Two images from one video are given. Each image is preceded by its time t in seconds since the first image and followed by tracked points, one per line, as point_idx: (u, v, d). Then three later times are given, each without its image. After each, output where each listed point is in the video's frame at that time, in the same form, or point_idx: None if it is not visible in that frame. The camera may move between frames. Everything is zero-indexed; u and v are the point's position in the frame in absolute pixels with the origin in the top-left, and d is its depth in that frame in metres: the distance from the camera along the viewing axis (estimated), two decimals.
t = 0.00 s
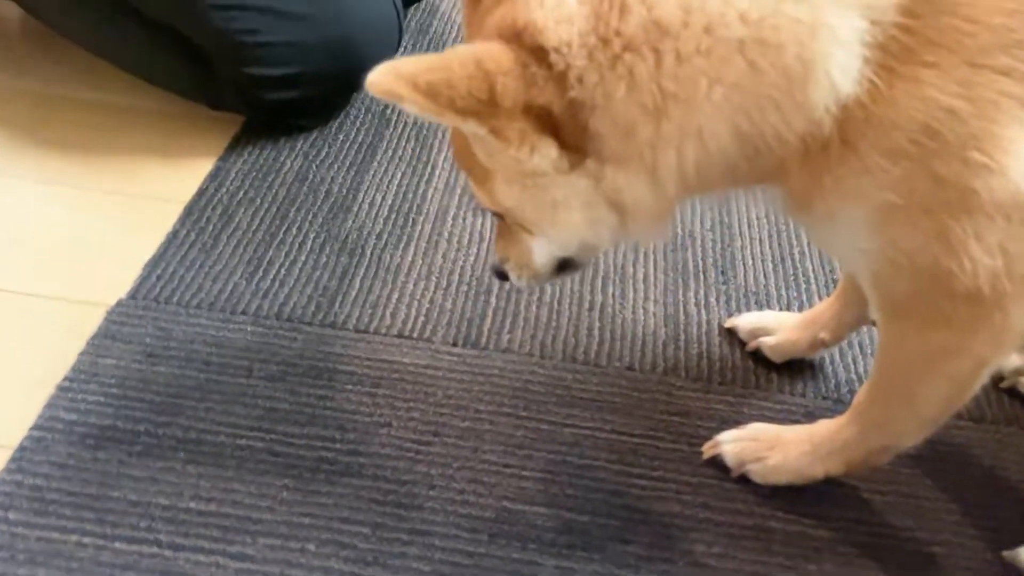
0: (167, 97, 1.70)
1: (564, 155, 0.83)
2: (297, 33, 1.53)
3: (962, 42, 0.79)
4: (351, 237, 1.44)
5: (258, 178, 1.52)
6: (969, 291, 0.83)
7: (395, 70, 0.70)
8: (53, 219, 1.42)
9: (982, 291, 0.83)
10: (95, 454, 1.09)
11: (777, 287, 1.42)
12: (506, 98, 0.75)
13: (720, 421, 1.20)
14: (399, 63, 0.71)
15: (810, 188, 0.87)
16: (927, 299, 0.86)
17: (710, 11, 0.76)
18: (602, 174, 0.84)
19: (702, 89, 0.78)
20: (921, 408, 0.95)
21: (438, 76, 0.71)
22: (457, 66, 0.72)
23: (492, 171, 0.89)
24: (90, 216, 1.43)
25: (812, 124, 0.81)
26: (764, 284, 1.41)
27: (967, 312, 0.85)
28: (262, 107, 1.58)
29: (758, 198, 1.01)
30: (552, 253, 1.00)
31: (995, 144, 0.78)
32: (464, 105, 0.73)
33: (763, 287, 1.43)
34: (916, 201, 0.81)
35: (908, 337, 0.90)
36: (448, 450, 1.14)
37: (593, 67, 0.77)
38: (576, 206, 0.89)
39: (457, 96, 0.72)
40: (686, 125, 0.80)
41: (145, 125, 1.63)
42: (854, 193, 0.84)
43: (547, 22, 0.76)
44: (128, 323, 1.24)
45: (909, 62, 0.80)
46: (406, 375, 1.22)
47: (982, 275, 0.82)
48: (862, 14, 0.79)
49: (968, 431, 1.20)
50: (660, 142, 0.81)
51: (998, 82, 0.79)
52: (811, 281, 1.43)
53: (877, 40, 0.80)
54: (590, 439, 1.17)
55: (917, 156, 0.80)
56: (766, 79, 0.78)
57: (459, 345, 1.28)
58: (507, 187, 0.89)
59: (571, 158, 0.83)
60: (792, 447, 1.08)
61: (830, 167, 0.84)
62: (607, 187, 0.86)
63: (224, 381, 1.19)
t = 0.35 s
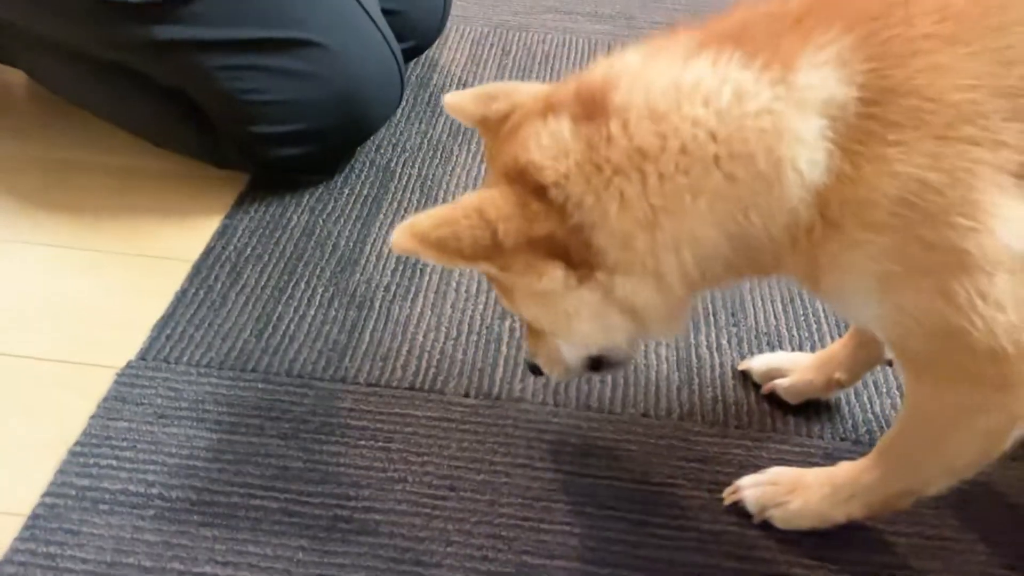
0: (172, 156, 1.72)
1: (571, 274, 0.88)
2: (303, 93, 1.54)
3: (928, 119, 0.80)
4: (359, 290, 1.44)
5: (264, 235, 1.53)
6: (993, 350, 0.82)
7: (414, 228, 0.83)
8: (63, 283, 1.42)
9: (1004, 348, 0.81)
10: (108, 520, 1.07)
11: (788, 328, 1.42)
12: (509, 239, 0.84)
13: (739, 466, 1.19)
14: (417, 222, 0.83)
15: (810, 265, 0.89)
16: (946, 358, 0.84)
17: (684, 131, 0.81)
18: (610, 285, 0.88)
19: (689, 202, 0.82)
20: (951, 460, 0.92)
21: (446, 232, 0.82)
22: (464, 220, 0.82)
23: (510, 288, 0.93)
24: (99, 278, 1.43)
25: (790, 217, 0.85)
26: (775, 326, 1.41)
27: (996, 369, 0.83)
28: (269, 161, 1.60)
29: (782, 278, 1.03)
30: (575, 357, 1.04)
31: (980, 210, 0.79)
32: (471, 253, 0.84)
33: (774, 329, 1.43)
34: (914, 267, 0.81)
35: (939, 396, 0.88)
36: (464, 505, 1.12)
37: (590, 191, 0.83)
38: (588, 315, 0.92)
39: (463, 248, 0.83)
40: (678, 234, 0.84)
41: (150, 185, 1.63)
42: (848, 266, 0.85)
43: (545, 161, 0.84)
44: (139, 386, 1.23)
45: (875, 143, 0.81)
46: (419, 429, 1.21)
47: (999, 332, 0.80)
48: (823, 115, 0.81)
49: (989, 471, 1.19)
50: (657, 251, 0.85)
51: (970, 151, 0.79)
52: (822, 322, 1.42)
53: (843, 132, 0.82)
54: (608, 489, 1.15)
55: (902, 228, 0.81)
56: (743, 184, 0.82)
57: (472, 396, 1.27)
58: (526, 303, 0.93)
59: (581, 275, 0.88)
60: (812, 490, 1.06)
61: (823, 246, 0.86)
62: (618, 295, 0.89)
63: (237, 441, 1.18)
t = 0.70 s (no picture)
0: (149, 171, 1.68)
1: (573, 315, 0.86)
2: (285, 101, 1.51)
3: (915, 105, 0.77)
4: (342, 302, 1.40)
5: (243, 249, 1.49)
6: (997, 345, 0.78)
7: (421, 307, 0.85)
8: (36, 302, 1.38)
9: (1009, 344, 0.78)
10: (81, 544, 1.03)
11: (782, 329, 1.39)
12: (505, 296, 0.85)
13: (735, 471, 1.15)
14: (422, 300, 0.85)
15: (808, 268, 0.86)
16: (953, 356, 0.80)
17: (656, 148, 0.80)
18: (613, 317, 0.85)
19: (671, 220, 0.81)
20: (957, 460, 0.89)
21: (447, 304, 0.84)
22: (463, 288, 0.84)
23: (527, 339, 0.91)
24: (73, 297, 1.39)
25: (779, 220, 0.82)
26: (769, 327, 1.38)
27: (1001, 366, 0.79)
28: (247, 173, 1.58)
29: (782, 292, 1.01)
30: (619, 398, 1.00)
31: (979, 197, 0.75)
32: (480, 318, 0.85)
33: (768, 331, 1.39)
34: (921, 259, 0.77)
35: (939, 396, 0.85)
36: (453, 518, 1.08)
37: (575, 229, 0.82)
38: (599, 353, 0.88)
39: (469, 314, 0.84)
40: (667, 255, 0.82)
41: (127, 201, 1.60)
42: (848, 268, 0.82)
43: (529, 212, 0.84)
44: (114, 405, 1.19)
45: (863, 134, 0.78)
46: (406, 442, 1.17)
47: (1005, 330, 0.77)
48: (797, 107, 0.79)
49: (992, 469, 1.16)
50: (649, 278, 0.83)
51: (965, 137, 0.76)
52: (816, 321, 1.39)
53: (823, 125, 0.79)
54: (602, 497, 1.11)
55: (898, 222, 0.77)
56: (722, 192, 0.80)
57: (460, 406, 1.23)
58: (543, 352, 0.91)
59: (585, 314, 0.86)
60: (812, 493, 1.03)
61: (823, 249, 0.83)
62: (621, 329, 0.86)
63: (216, 459, 1.14)
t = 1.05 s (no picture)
0: (123, 171, 1.65)
1: (558, 288, 0.84)
2: (250, 94, 1.49)
3: (918, 75, 0.76)
4: (316, 298, 1.38)
5: (215, 246, 1.47)
6: (995, 333, 0.77)
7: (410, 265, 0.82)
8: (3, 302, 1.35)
9: (1007, 330, 0.76)
10: (45, 548, 1.00)
11: (762, 321, 1.37)
12: (494, 259, 0.82)
13: (715, 463, 1.14)
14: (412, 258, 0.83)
15: (803, 249, 0.84)
16: (946, 343, 0.79)
17: (643, 116, 0.78)
18: (597, 291, 0.83)
19: (655, 190, 0.79)
20: (942, 449, 0.88)
21: (435, 263, 0.81)
22: (451, 247, 0.81)
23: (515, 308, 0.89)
24: (40, 297, 1.36)
25: (772, 191, 0.80)
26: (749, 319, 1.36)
27: (996, 354, 0.78)
28: (217, 169, 1.55)
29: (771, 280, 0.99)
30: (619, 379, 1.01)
31: (982, 174, 0.73)
32: (467, 277, 0.82)
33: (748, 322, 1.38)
34: (918, 241, 0.75)
35: (933, 383, 0.83)
36: (427, 516, 1.06)
37: (560, 199, 0.80)
38: (581, 329, 0.86)
39: (456, 274, 0.81)
40: (651, 227, 0.80)
41: (96, 199, 1.57)
42: (846, 245, 0.80)
43: (519, 181, 0.83)
44: (79, 406, 1.16)
45: (863, 104, 0.77)
46: (379, 439, 1.15)
47: (1005, 314, 0.75)
48: (791, 77, 0.77)
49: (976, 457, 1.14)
50: (632, 250, 0.81)
51: (969, 110, 0.74)
52: (796, 313, 1.38)
53: (820, 95, 0.78)
54: (580, 492, 1.09)
55: (901, 198, 0.75)
56: (710, 160, 0.78)
57: (435, 402, 1.21)
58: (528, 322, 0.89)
59: (570, 287, 0.84)
60: (793, 484, 1.01)
61: (820, 225, 0.81)
62: (604, 303, 0.84)
63: (185, 460, 1.11)
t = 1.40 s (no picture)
0: (110, 167, 1.64)
1: (559, 275, 0.85)
2: (237, 89, 1.48)
3: (900, 61, 0.77)
4: (303, 292, 1.38)
5: (201, 241, 1.46)
6: (979, 318, 0.77)
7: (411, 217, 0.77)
8: None
9: (992, 317, 0.77)
10: (29, 545, 1.00)
11: (750, 313, 1.37)
12: (502, 232, 0.81)
13: (703, 454, 1.14)
14: (413, 211, 0.78)
15: (789, 239, 0.84)
16: (929, 328, 0.79)
17: (638, 114, 0.79)
18: (590, 283, 0.84)
19: (655, 185, 0.79)
20: (929, 437, 0.88)
21: (444, 220, 0.77)
22: (460, 210, 0.78)
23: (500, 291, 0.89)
24: (25, 294, 1.35)
25: (757, 180, 0.80)
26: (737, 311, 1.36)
27: (981, 340, 0.78)
28: (205, 167, 1.54)
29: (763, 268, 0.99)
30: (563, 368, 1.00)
31: (964, 160, 0.74)
32: (467, 244, 0.79)
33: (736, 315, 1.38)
34: (899, 227, 0.76)
35: (921, 372, 0.83)
36: (415, 509, 1.06)
37: (567, 187, 0.80)
38: (572, 316, 0.88)
39: (461, 238, 0.78)
40: (652, 219, 0.80)
41: (80, 195, 1.56)
42: (831, 233, 0.80)
43: (529, 160, 0.82)
44: (64, 402, 1.15)
45: (847, 91, 0.78)
46: (367, 433, 1.14)
47: (989, 300, 0.76)
48: (776, 68, 0.79)
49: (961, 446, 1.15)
50: (634, 244, 0.81)
51: (952, 96, 0.75)
52: (784, 305, 1.38)
53: (804, 84, 0.79)
54: (568, 484, 1.09)
55: (885, 185, 0.76)
56: (703, 157, 0.79)
57: (423, 396, 1.20)
58: (512, 306, 0.90)
59: (567, 275, 0.85)
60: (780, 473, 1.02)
61: (804, 213, 0.82)
62: (597, 293, 0.85)
63: (170, 455, 1.11)
